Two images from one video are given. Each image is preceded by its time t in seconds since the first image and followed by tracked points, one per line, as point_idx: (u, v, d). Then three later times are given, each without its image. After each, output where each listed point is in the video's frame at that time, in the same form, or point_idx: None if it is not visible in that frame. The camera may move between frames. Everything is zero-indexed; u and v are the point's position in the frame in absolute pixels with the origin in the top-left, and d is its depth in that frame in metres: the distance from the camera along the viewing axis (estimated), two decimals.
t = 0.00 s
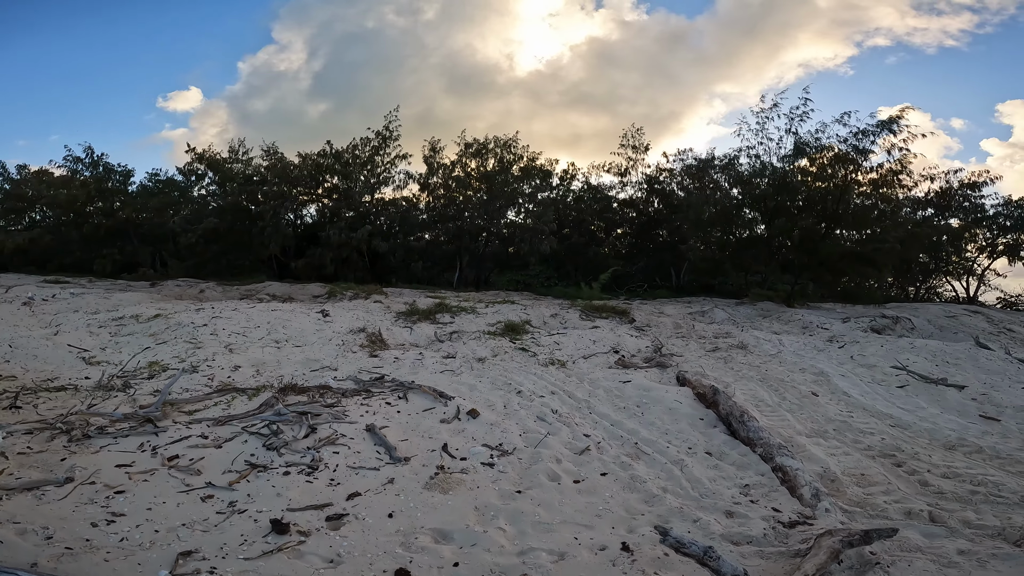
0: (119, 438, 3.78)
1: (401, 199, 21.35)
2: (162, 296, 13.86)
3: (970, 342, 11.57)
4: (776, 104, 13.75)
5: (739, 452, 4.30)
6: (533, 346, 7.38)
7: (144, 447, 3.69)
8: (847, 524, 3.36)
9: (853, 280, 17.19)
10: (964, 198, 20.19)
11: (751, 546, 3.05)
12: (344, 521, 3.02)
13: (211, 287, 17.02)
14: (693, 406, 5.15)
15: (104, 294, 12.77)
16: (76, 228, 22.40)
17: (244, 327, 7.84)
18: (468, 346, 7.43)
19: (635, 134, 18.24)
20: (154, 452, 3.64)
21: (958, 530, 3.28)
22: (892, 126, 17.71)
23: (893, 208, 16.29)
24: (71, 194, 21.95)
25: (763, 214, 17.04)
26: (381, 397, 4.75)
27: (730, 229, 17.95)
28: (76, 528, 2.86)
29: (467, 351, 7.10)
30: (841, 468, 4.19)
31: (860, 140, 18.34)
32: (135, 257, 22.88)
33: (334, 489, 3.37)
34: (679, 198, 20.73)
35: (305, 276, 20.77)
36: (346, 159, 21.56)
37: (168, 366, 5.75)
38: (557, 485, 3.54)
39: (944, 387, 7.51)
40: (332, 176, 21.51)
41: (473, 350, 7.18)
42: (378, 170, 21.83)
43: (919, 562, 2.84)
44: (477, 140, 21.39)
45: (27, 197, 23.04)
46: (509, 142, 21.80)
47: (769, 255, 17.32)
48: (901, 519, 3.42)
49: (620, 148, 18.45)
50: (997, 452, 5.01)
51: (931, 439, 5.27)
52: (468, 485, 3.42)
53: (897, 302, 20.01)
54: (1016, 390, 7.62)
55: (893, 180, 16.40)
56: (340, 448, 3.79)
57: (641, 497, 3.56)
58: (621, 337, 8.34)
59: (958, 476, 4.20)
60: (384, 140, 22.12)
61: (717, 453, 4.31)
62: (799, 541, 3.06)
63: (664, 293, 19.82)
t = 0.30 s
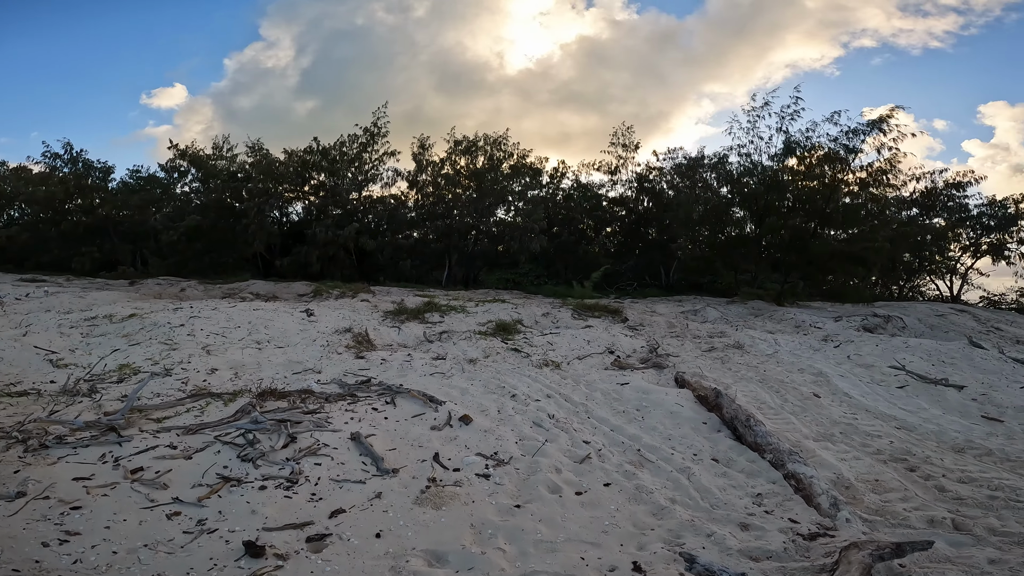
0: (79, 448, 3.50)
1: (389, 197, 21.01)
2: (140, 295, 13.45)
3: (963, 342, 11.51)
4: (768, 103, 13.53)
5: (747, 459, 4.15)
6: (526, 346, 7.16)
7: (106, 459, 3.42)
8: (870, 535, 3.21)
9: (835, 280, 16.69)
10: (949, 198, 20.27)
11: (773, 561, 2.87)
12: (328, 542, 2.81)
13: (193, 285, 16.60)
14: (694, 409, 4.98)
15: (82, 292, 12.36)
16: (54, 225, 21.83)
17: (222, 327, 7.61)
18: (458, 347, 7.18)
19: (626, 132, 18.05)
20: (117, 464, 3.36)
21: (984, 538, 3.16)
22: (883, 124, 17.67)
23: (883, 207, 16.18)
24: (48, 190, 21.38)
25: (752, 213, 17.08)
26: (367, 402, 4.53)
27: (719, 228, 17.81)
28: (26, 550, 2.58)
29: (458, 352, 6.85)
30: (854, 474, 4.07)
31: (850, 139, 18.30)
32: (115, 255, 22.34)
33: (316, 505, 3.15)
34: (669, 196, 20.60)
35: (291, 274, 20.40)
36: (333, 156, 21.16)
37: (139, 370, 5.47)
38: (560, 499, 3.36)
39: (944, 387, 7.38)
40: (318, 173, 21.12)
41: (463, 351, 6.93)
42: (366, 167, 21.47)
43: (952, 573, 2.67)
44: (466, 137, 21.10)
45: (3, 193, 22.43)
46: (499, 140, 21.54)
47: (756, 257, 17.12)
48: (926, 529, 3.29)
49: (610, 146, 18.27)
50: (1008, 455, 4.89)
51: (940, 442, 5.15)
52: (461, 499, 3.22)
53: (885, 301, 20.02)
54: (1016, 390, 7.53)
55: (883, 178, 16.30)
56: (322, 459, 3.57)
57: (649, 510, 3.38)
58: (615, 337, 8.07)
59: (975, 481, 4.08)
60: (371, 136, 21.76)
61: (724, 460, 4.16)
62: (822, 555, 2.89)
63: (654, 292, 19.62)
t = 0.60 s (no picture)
0: (32, 468, 3.21)
1: (377, 196, 20.64)
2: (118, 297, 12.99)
3: (958, 343, 11.44)
4: (759, 103, 13.47)
5: (762, 473, 3.97)
6: (519, 351, 6.91)
7: (63, 480, 3.13)
8: (903, 553, 3.06)
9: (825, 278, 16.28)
10: (934, 198, 20.34)
11: None
12: None
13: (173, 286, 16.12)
14: (699, 417, 4.79)
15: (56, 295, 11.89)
16: (29, 224, 21.18)
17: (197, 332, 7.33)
18: (449, 352, 6.90)
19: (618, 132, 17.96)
20: (75, 487, 3.08)
21: (1020, 553, 3.05)
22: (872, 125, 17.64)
23: (874, 207, 16.01)
24: (23, 189, 20.75)
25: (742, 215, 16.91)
26: (353, 414, 4.26)
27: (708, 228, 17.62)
28: None
29: (449, 357, 6.58)
30: (875, 487, 3.95)
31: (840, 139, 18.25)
32: (93, 255, 21.73)
33: (297, 534, 2.88)
34: (658, 196, 20.46)
35: (276, 275, 19.97)
36: (319, 154, 20.76)
37: (106, 381, 5.18)
38: (569, 523, 3.15)
39: (946, 390, 7.23)
40: (304, 172, 20.70)
41: (455, 356, 6.64)
42: (353, 166, 21.08)
43: None
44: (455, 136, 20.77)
45: None
46: (489, 139, 21.26)
47: (746, 258, 16.95)
48: (959, 544, 3.16)
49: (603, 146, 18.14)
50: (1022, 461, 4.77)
51: (953, 449, 5.02)
52: (458, 528, 2.99)
53: (873, 302, 20.00)
54: (1018, 393, 7.44)
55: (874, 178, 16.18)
56: (305, 481, 3.30)
57: (665, 531, 3.18)
58: (610, 340, 7.79)
59: (997, 490, 3.98)
60: (358, 135, 21.37)
61: (738, 474, 3.97)
62: None
63: (645, 293, 19.39)
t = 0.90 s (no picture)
0: None
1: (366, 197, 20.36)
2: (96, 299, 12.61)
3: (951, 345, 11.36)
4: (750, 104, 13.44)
5: (767, 485, 3.80)
6: (511, 355, 6.69)
7: (14, 498, 2.86)
8: (924, 570, 2.92)
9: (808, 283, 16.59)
10: (920, 200, 20.40)
11: None
12: None
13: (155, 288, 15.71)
14: (699, 425, 4.61)
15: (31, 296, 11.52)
16: (8, 223, 20.70)
17: (173, 339, 7.07)
18: (438, 357, 6.66)
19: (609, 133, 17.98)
20: (28, 505, 2.82)
21: None
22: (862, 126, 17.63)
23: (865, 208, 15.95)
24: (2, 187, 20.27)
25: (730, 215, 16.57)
26: (335, 426, 4.04)
27: (697, 228, 17.49)
28: None
29: (438, 363, 6.34)
30: (886, 498, 3.83)
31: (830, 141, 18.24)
32: (74, 255, 21.27)
33: (272, 561, 2.64)
34: (649, 197, 20.37)
35: (263, 275, 19.60)
36: (307, 153, 20.41)
37: (72, 391, 4.96)
38: (567, 545, 2.94)
39: (945, 395, 7.11)
40: (292, 172, 20.37)
41: (444, 361, 6.41)
42: (341, 165, 20.77)
43: None
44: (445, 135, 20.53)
45: None
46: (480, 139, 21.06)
47: (737, 259, 16.90)
48: (980, 558, 3.03)
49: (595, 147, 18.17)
50: None
51: (959, 456, 4.89)
52: (449, 552, 2.78)
53: (862, 304, 19.99)
54: (1016, 397, 7.35)
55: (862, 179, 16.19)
56: (283, 500, 3.07)
57: (671, 552, 2.98)
58: (604, 343, 7.57)
59: (1010, 499, 3.88)
60: (346, 134, 21.05)
61: (743, 487, 3.79)
62: None
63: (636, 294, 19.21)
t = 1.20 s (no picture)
0: None
1: (361, 195, 20.10)
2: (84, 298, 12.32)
3: (956, 346, 11.16)
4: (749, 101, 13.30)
5: (779, 496, 3.58)
6: (505, 356, 6.44)
7: None
8: None
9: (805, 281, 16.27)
10: (918, 199, 20.21)
11: None
12: None
13: (145, 287, 15.41)
14: (703, 431, 4.37)
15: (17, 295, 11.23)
16: None
17: (154, 340, 6.82)
18: (430, 358, 6.41)
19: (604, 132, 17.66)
20: None
21: None
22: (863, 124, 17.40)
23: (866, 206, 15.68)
24: None
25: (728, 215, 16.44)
26: (314, 432, 3.82)
27: (694, 227, 17.18)
28: None
29: (429, 364, 6.09)
30: (905, 508, 3.64)
31: (831, 138, 18.00)
32: (65, 253, 20.97)
33: None
34: (646, 196, 20.11)
35: (256, 274, 19.29)
36: (301, 151, 20.04)
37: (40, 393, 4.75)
38: (563, 565, 2.71)
39: (954, 396, 6.90)
40: (285, 169, 19.96)
41: (436, 362, 6.16)
42: (335, 163, 20.44)
43: None
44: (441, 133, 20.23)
45: None
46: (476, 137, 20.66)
47: (735, 258, 16.66)
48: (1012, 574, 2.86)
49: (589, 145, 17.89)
50: None
51: (974, 461, 4.69)
52: (430, 573, 2.56)
53: (861, 304, 19.77)
54: None
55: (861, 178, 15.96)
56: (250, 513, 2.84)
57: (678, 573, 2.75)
58: (601, 343, 7.31)
59: None
60: (341, 130, 20.72)
61: (752, 498, 3.56)
62: None
63: (633, 293, 18.93)
